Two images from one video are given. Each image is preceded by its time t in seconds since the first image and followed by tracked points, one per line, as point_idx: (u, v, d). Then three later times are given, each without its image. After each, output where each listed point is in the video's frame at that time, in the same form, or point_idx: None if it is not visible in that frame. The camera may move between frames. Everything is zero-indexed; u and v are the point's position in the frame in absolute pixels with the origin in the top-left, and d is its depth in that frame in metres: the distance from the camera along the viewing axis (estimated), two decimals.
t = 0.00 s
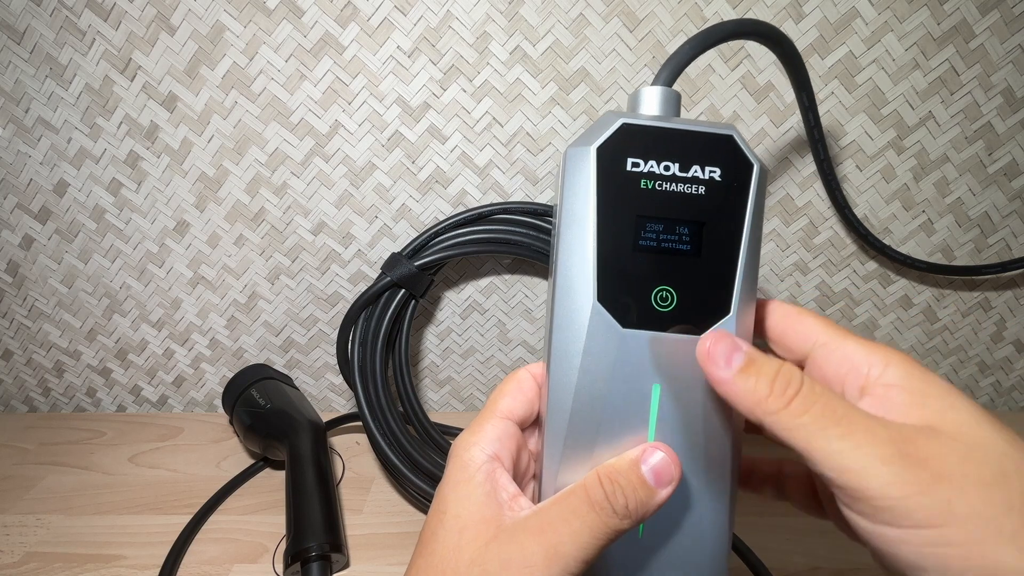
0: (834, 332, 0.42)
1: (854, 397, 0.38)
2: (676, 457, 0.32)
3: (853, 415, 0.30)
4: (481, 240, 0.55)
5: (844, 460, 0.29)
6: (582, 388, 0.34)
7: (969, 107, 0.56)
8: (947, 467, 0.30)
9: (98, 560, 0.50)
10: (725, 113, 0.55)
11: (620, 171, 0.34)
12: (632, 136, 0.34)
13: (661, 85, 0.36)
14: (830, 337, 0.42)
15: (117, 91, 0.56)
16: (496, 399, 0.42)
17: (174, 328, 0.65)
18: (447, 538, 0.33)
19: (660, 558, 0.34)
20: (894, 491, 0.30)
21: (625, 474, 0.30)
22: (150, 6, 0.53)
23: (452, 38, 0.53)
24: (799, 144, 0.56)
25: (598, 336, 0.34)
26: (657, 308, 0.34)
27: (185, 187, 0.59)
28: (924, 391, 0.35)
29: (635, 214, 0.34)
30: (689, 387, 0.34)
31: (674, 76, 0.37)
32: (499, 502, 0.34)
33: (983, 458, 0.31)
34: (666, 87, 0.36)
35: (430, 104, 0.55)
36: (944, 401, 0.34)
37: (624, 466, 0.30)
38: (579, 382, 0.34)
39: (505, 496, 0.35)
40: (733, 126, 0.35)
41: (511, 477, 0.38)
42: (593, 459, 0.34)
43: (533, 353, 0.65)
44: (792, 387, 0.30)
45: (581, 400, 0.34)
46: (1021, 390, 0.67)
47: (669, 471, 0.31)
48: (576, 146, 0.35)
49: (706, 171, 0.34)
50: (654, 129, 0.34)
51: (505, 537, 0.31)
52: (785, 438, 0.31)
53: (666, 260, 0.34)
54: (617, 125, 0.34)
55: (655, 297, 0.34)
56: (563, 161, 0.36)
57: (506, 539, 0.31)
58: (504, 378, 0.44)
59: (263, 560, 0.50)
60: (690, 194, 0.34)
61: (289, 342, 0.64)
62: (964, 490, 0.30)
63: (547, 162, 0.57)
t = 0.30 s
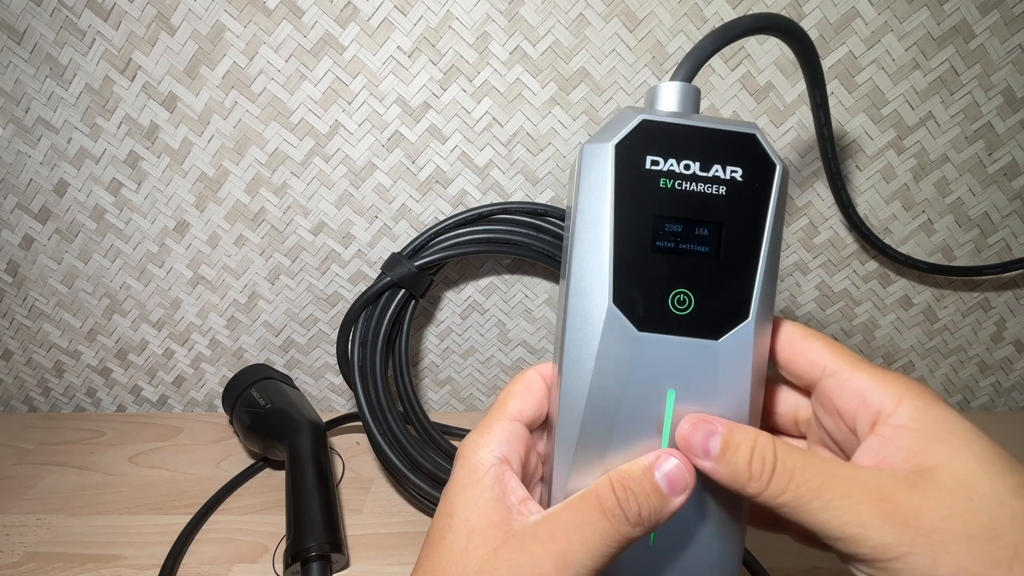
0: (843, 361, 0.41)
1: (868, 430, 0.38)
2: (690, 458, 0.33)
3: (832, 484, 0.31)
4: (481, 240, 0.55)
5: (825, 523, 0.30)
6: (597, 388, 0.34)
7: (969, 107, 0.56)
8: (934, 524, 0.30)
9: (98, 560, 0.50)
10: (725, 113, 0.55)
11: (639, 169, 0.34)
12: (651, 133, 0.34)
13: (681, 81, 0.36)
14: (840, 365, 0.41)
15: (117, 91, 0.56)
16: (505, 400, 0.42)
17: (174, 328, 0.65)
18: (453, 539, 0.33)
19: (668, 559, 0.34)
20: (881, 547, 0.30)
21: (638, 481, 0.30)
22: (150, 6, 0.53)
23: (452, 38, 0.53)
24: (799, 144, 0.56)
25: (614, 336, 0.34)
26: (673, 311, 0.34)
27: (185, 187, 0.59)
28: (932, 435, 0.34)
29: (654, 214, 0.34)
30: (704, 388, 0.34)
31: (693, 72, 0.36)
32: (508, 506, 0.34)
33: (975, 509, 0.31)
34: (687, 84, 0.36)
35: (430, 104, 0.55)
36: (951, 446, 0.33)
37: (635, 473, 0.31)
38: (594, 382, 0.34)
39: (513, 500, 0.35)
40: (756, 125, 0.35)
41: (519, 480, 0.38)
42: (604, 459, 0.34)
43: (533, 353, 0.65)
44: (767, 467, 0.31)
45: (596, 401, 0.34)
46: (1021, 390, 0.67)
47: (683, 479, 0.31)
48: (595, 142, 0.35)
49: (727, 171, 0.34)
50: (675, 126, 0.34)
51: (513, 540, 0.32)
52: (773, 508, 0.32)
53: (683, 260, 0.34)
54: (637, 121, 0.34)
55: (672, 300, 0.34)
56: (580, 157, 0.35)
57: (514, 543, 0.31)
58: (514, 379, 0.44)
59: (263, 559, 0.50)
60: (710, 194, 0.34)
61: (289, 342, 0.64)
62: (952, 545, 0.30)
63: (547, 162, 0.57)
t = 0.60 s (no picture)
0: (851, 356, 0.41)
1: (874, 426, 0.38)
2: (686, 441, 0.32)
3: (833, 475, 0.31)
4: (481, 240, 0.55)
5: (821, 514, 0.31)
6: (601, 368, 0.33)
7: (969, 107, 0.56)
8: (929, 520, 0.31)
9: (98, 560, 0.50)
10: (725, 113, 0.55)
11: (644, 148, 0.34)
12: (657, 113, 0.34)
13: (684, 70, 0.36)
14: (848, 360, 0.41)
15: (117, 91, 0.56)
16: (503, 391, 0.42)
17: (174, 328, 0.65)
18: (445, 533, 0.33)
19: (669, 553, 0.34)
20: (877, 540, 0.31)
21: (627, 466, 0.30)
22: (150, 6, 0.53)
23: (452, 38, 0.53)
24: (799, 144, 0.56)
25: (618, 316, 0.33)
26: (678, 291, 0.34)
27: (185, 187, 0.59)
28: (938, 434, 0.34)
29: (659, 194, 0.34)
30: (709, 368, 0.34)
31: (696, 63, 0.36)
32: (501, 499, 0.34)
33: (970, 507, 0.31)
34: (688, 71, 0.36)
35: (430, 104, 0.55)
36: (955, 444, 0.33)
37: (623, 457, 0.30)
38: (597, 361, 0.34)
39: (508, 493, 0.35)
40: (760, 110, 0.35)
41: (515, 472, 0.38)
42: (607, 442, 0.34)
43: (533, 353, 0.65)
44: (773, 456, 0.31)
45: (600, 381, 0.34)
46: (1021, 390, 0.67)
47: (675, 457, 0.30)
48: (601, 123, 0.35)
49: (731, 153, 0.34)
50: (680, 108, 0.34)
51: (507, 534, 0.32)
52: (771, 497, 0.32)
53: (687, 241, 0.34)
54: (643, 102, 0.34)
55: (676, 279, 0.34)
56: (586, 137, 0.36)
57: (509, 536, 0.31)
58: (513, 370, 0.44)
59: (263, 559, 0.50)
60: (714, 175, 0.34)
61: (289, 342, 0.64)
62: (945, 541, 0.30)
63: (547, 162, 0.57)
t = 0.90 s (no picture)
0: (852, 359, 0.41)
1: (872, 427, 0.38)
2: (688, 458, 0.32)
3: (826, 488, 0.31)
4: (481, 240, 0.55)
5: (819, 524, 0.31)
6: (600, 388, 0.33)
7: (969, 107, 0.56)
8: (924, 523, 0.31)
9: (98, 560, 0.50)
10: (725, 113, 0.55)
11: (644, 166, 0.34)
12: (657, 130, 0.34)
13: (686, 87, 0.36)
14: (849, 363, 0.41)
15: (117, 91, 0.56)
16: (509, 397, 0.42)
17: (174, 328, 0.65)
18: (450, 539, 0.33)
19: (671, 560, 0.34)
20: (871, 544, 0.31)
21: (632, 486, 0.30)
22: (151, 6, 0.53)
23: (452, 38, 0.53)
24: (799, 144, 0.56)
25: (617, 334, 0.33)
26: (677, 308, 0.34)
27: (185, 187, 0.59)
28: (934, 436, 0.34)
29: (658, 210, 0.34)
30: (709, 387, 0.34)
31: (698, 76, 0.37)
32: (505, 509, 0.34)
33: (964, 508, 0.31)
34: (690, 89, 0.36)
35: (430, 104, 0.55)
36: (950, 447, 0.33)
37: (628, 476, 0.30)
38: (596, 380, 0.34)
39: (512, 502, 0.35)
40: (759, 127, 0.35)
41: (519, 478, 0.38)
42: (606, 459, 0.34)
43: (533, 353, 0.65)
44: (767, 473, 0.31)
45: (599, 400, 0.34)
46: (1021, 390, 0.67)
47: (678, 477, 0.30)
48: (601, 140, 0.35)
49: (731, 170, 0.34)
50: (679, 126, 0.34)
51: (513, 544, 0.32)
52: (769, 511, 0.32)
53: (687, 257, 0.34)
54: (642, 120, 0.35)
55: (675, 296, 0.34)
56: (586, 154, 0.36)
57: (514, 547, 0.31)
58: (519, 375, 0.44)
59: (263, 559, 0.50)
60: (713, 193, 0.34)
61: (289, 342, 0.64)
62: (941, 543, 0.30)
63: (547, 162, 0.57)
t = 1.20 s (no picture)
0: (852, 363, 0.41)
1: (875, 430, 0.38)
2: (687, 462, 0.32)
3: (830, 495, 0.31)
4: (481, 240, 0.55)
5: (823, 533, 0.31)
6: (599, 384, 0.33)
7: (969, 107, 0.56)
8: (932, 531, 0.30)
9: (98, 560, 0.50)
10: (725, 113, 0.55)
11: (650, 160, 0.34)
12: (665, 123, 0.34)
13: (697, 76, 0.36)
14: (848, 368, 0.41)
15: (117, 91, 0.56)
16: (505, 393, 0.42)
17: (174, 328, 0.65)
18: (443, 538, 0.33)
19: (670, 563, 0.34)
20: (876, 549, 0.30)
21: (632, 489, 0.30)
22: (150, 6, 0.53)
23: (453, 38, 0.53)
24: (799, 144, 0.56)
25: (617, 332, 0.33)
26: (680, 307, 0.34)
27: (185, 187, 0.59)
28: (939, 440, 0.34)
29: (663, 206, 0.34)
30: (710, 386, 0.34)
31: (711, 67, 0.36)
32: (500, 508, 0.34)
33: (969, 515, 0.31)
34: (702, 79, 0.36)
35: (430, 104, 0.55)
36: (955, 452, 0.33)
37: (627, 477, 0.30)
38: (596, 376, 0.34)
39: (506, 501, 0.35)
40: (772, 121, 0.35)
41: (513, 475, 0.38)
42: (602, 460, 0.34)
43: (533, 353, 0.65)
44: (767, 479, 0.31)
45: (599, 397, 0.34)
46: (1021, 390, 0.67)
47: (677, 478, 0.30)
48: (607, 131, 0.35)
49: (741, 166, 0.34)
50: (688, 119, 0.34)
51: (507, 544, 0.32)
52: (771, 518, 0.32)
53: (691, 255, 0.34)
54: (650, 112, 0.34)
55: (679, 296, 0.34)
56: (591, 146, 0.36)
57: (509, 546, 0.31)
58: (516, 371, 0.44)
59: (263, 559, 0.50)
60: (722, 188, 0.34)
61: (289, 342, 0.64)
62: (945, 548, 0.30)
63: (547, 162, 0.57)
